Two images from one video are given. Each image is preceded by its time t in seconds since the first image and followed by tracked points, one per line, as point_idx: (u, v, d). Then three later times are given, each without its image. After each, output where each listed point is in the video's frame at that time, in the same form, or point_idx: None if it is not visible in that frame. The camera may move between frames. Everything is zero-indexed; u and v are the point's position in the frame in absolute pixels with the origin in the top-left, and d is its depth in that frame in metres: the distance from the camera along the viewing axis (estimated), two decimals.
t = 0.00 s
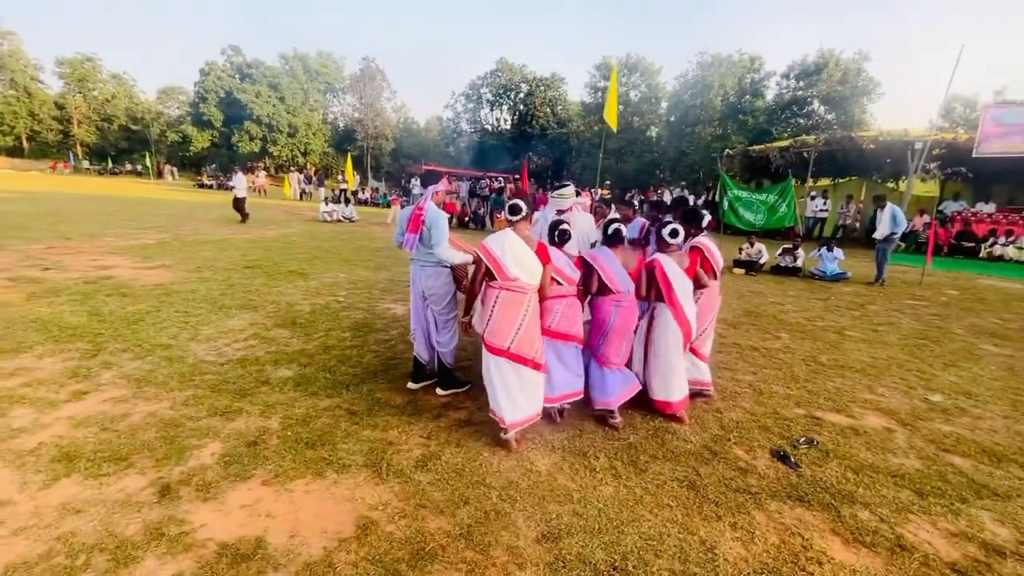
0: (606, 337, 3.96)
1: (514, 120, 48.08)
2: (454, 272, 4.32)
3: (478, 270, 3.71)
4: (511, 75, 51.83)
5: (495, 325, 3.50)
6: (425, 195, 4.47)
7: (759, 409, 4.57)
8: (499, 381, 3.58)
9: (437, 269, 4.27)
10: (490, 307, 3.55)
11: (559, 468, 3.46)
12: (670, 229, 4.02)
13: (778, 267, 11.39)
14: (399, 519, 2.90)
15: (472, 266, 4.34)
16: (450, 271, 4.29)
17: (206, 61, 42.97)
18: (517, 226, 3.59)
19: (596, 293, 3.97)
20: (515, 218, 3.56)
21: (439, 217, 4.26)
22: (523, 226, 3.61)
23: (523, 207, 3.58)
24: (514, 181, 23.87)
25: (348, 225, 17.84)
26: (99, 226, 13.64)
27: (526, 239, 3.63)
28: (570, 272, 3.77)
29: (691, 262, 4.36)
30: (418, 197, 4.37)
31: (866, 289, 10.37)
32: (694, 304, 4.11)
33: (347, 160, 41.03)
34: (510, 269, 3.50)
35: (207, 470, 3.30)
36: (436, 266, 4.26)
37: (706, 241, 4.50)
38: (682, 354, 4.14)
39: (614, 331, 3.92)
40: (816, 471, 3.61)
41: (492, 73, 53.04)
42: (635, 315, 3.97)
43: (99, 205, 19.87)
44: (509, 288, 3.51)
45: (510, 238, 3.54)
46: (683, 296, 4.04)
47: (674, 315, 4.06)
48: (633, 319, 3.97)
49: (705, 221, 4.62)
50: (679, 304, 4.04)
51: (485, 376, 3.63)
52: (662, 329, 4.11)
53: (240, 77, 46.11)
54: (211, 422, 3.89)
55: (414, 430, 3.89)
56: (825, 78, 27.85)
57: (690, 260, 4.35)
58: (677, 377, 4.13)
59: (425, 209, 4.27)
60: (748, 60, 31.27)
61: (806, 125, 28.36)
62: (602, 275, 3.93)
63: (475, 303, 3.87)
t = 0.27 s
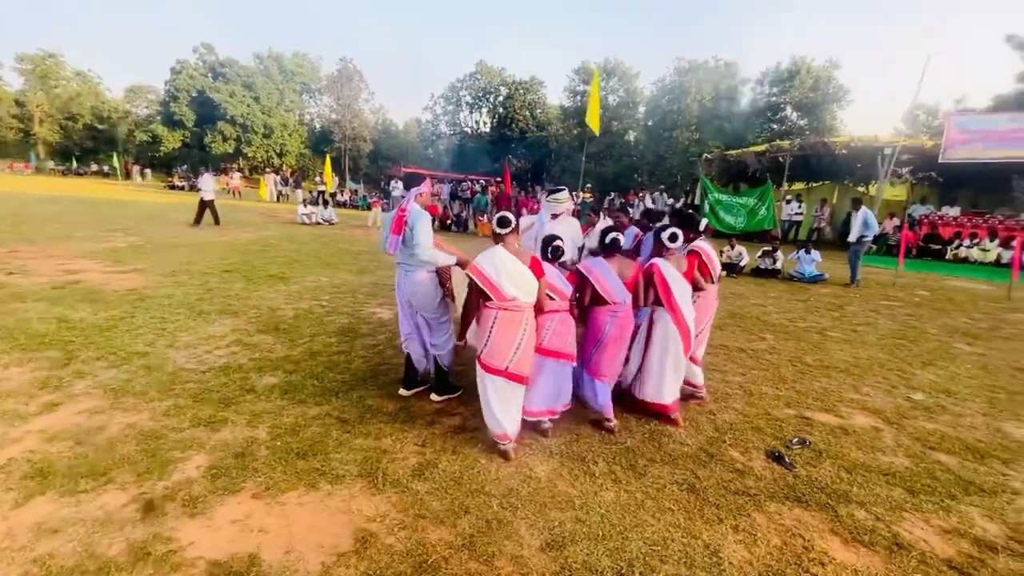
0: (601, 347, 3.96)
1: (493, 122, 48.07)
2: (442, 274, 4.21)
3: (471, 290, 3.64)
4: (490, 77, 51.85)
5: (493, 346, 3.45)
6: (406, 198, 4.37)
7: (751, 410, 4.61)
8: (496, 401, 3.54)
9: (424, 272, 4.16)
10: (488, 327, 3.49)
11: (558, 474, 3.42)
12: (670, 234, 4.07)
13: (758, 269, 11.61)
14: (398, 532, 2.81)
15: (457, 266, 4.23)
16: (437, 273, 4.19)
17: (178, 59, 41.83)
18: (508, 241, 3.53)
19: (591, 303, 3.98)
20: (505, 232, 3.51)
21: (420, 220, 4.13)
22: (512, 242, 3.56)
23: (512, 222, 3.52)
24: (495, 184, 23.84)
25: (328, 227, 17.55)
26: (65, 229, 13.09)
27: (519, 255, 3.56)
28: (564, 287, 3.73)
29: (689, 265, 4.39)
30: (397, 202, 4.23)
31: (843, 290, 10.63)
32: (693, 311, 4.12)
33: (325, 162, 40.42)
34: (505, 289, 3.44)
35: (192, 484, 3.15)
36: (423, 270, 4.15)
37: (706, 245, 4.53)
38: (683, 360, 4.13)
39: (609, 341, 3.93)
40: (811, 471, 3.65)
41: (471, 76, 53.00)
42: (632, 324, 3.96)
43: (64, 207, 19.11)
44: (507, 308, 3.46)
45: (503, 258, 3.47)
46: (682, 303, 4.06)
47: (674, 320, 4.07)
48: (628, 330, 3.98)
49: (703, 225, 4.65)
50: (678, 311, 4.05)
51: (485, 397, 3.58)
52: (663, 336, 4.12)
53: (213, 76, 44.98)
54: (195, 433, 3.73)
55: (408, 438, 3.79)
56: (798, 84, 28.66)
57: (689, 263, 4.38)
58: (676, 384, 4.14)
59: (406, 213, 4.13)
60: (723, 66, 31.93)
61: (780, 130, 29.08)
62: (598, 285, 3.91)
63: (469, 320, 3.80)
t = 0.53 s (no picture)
0: (609, 344, 3.91)
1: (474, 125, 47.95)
2: (433, 280, 4.07)
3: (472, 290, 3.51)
4: (471, 80, 51.75)
5: (501, 342, 3.38)
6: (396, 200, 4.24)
7: (746, 414, 4.63)
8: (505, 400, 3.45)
9: (415, 278, 4.03)
10: (495, 325, 3.40)
11: (560, 484, 3.36)
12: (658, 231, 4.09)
13: (741, 272, 11.79)
14: (400, 550, 2.71)
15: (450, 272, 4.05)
16: (428, 279, 4.05)
17: (149, 57, 40.63)
18: (505, 233, 3.47)
19: (593, 298, 3.97)
20: (500, 226, 3.44)
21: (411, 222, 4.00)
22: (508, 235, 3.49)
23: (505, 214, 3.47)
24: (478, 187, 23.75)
25: (308, 230, 17.21)
26: (30, 232, 12.52)
27: (518, 250, 3.51)
28: (566, 280, 3.72)
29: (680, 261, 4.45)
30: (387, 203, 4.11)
31: (823, 292, 10.85)
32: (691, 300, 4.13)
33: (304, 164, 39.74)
34: (511, 284, 3.38)
35: (178, 504, 2.99)
36: (413, 275, 4.02)
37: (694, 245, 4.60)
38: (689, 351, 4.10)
39: (617, 337, 3.89)
40: (809, 475, 3.67)
41: (451, 78, 52.81)
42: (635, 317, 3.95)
43: (28, 209, 18.31)
44: (512, 303, 3.40)
45: (504, 253, 3.39)
46: (680, 293, 4.07)
47: (676, 311, 4.07)
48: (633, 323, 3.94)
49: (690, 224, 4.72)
50: (678, 300, 4.06)
51: (491, 399, 3.46)
52: (666, 329, 4.10)
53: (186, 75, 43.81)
54: (178, 448, 3.55)
55: (404, 449, 3.69)
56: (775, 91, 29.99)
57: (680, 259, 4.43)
58: (685, 378, 4.08)
59: (395, 216, 4.00)
60: (701, 72, 32.47)
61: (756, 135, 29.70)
62: (598, 280, 3.92)
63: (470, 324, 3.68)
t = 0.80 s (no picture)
0: (627, 361, 3.82)
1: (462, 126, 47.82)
2: (437, 291, 3.92)
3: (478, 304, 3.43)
4: (458, 82, 51.64)
5: (514, 354, 3.30)
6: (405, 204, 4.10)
7: (749, 420, 4.59)
8: (522, 419, 3.35)
9: (418, 288, 3.88)
10: (507, 335, 3.34)
11: (568, 497, 3.26)
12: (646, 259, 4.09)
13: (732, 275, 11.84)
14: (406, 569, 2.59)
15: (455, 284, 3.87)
16: (432, 290, 3.90)
17: (129, 56, 39.82)
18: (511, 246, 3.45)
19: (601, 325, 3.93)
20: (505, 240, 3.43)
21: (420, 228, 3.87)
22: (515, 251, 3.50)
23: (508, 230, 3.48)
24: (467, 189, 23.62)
25: (295, 233, 16.92)
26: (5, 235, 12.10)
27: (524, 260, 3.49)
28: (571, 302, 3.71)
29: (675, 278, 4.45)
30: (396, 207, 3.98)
31: (814, 294, 10.94)
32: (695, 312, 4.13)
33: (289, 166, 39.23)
34: (521, 292, 3.34)
35: (169, 524, 2.83)
36: (417, 285, 3.87)
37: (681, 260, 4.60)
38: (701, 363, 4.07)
39: (634, 353, 3.80)
40: (817, 483, 3.63)
41: (438, 80, 52.64)
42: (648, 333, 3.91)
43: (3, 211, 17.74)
44: (523, 311, 3.35)
45: (512, 262, 3.35)
46: (682, 306, 4.07)
47: (682, 324, 4.05)
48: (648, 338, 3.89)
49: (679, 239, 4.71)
50: (683, 313, 4.05)
51: (505, 416, 3.34)
52: (675, 343, 4.07)
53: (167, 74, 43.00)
54: (166, 464, 3.38)
55: (405, 462, 3.56)
56: (760, 95, 30.48)
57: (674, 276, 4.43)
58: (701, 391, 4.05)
59: (404, 221, 3.86)
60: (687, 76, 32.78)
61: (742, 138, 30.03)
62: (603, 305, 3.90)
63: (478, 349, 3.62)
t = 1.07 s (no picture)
0: (629, 360, 3.72)
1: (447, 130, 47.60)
2: (445, 301, 3.77)
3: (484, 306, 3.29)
4: (443, 85, 51.44)
5: (518, 357, 3.15)
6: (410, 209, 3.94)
7: (754, 427, 4.50)
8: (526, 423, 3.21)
9: (426, 296, 3.71)
10: (510, 339, 3.19)
11: (578, 512, 3.12)
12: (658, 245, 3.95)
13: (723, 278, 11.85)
14: None
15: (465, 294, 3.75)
16: (440, 299, 3.74)
17: (105, 56, 38.83)
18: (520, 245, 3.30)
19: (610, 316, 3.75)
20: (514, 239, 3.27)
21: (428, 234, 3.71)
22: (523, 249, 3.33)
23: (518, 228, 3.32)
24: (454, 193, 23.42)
25: (279, 237, 16.55)
26: None
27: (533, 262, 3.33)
28: (581, 298, 3.55)
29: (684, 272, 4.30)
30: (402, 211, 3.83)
31: (804, 297, 10.99)
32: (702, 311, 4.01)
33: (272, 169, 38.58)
34: (527, 294, 3.18)
35: (153, 553, 2.62)
36: (425, 294, 3.71)
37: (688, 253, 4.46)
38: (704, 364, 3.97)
39: (638, 352, 3.69)
40: (829, 492, 3.54)
41: (423, 83, 52.37)
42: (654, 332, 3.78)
43: None
44: (529, 314, 3.19)
45: (518, 263, 3.20)
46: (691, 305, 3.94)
47: (687, 323, 3.92)
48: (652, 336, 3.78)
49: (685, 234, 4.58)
50: (690, 313, 3.92)
51: (509, 419, 3.22)
52: (679, 343, 3.94)
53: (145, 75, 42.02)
54: (148, 485, 3.16)
55: (406, 478, 3.39)
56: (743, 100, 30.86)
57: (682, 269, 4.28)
58: (704, 392, 3.95)
59: (412, 226, 3.71)
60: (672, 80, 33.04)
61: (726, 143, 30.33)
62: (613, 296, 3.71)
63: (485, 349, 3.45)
